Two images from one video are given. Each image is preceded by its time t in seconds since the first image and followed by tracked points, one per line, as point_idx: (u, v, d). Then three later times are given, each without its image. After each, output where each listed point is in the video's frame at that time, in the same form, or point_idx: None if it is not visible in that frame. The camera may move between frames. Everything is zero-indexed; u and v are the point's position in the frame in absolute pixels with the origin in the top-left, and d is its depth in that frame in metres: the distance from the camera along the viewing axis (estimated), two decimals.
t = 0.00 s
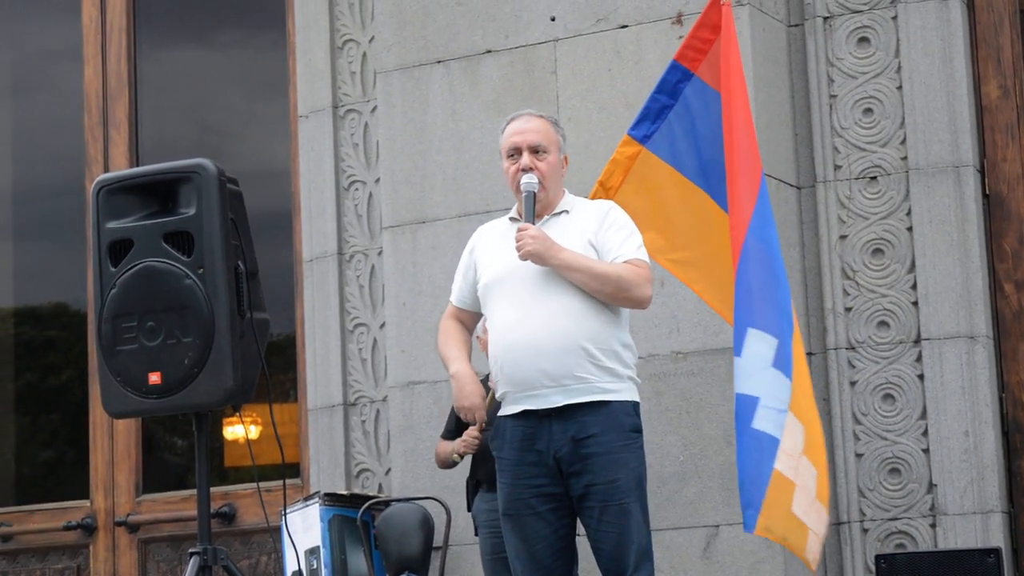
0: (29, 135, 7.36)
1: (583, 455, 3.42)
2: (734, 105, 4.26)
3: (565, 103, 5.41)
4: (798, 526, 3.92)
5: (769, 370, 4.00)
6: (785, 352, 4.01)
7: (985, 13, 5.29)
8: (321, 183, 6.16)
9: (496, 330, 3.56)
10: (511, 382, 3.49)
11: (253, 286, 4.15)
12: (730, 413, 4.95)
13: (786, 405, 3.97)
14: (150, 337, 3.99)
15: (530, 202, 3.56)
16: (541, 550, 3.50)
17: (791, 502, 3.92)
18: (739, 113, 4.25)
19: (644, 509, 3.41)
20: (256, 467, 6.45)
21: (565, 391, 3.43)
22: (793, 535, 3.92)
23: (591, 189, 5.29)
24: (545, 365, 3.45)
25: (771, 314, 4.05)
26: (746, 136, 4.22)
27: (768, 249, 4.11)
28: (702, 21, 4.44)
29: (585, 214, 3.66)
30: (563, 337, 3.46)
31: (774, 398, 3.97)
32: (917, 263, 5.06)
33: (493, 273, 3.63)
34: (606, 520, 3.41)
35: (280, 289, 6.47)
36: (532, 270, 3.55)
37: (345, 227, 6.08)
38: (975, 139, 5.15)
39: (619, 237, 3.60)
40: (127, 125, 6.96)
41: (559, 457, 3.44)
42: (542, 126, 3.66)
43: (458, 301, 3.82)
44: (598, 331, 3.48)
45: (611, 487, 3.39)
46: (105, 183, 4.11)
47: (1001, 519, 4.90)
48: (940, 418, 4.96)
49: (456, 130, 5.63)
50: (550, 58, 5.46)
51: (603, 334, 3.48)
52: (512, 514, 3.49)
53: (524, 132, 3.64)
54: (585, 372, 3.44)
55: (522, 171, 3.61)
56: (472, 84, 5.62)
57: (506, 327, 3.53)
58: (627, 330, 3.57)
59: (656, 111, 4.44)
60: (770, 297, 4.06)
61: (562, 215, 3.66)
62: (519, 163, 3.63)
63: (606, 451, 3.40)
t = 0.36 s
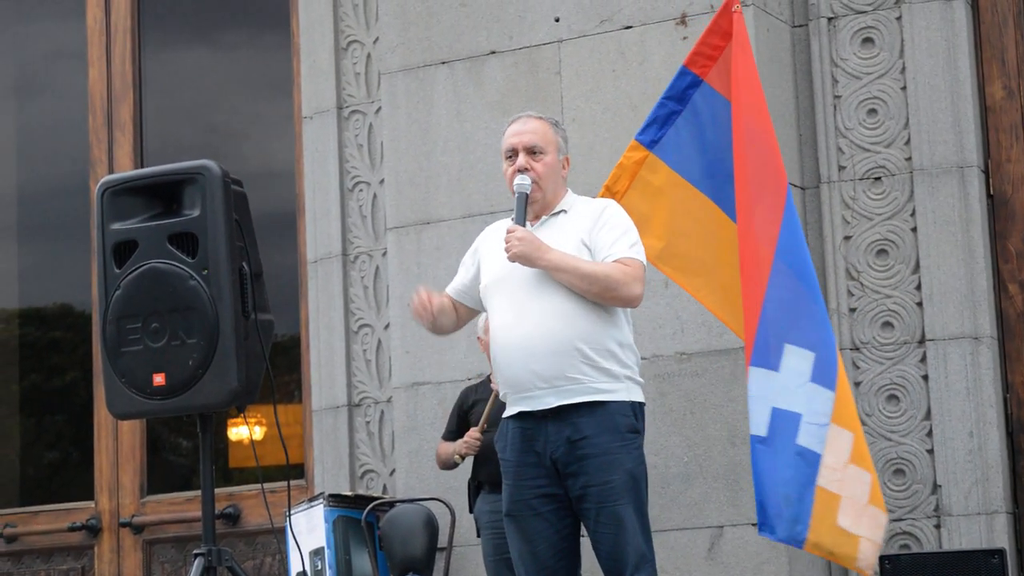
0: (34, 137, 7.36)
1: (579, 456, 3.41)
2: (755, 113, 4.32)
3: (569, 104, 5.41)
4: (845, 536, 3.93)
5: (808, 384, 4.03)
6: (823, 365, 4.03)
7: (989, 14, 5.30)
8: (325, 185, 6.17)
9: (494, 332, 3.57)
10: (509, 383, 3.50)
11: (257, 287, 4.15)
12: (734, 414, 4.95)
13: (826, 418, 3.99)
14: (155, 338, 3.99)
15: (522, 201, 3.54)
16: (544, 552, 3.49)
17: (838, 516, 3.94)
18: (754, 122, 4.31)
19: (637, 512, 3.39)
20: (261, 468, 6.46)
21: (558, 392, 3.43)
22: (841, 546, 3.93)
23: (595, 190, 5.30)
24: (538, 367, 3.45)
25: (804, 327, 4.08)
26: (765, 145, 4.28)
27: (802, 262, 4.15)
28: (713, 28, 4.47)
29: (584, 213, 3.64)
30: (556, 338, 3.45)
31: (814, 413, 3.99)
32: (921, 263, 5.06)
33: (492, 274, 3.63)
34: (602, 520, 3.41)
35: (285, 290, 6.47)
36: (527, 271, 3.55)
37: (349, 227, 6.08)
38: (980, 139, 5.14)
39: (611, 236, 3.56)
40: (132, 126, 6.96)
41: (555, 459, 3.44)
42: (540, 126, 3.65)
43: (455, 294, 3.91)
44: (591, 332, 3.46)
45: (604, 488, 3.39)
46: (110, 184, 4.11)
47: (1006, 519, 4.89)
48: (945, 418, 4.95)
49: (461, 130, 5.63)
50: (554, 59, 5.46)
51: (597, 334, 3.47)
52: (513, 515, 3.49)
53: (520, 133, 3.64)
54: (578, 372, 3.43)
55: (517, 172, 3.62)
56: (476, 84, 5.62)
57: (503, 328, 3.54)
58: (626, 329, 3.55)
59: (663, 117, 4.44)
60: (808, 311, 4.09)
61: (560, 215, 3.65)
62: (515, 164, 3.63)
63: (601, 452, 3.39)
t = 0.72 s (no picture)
0: (39, 137, 7.37)
1: (588, 458, 3.41)
2: (762, 118, 4.33)
3: (573, 105, 5.41)
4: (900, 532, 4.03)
5: (846, 387, 4.08)
6: (858, 367, 4.08)
7: (993, 16, 5.29)
8: (329, 186, 6.17)
9: (499, 330, 3.55)
10: (517, 383, 3.48)
11: (261, 288, 4.15)
12: (737, 416, 4.95)
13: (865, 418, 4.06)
14: (159, 338, 3.99)
15: (534, 202, 3.52)
16: (548, 553, 3.49)
17: (891, 514, 4.04)
18: (760, 126, 4.32)
19: (649, 512, 3.40)
20: (264, 468, 6.46)
21: (570, 394, 3.42)
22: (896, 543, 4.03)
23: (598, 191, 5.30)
24: (547, 367, 3.44)
25: (816, 333, 4.13)
26: (774, 150, 4.29)
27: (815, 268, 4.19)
28: (715, 33, 4.47)
29: (591, 213, 3.63)
30: (567, 339, 3.44)
31: (855, 416, 4.05)
32: (924, 265, 5.06)
33: (496, 272, 3.61)
34: (611, 522, 3.41)
35: (288, 290, 6.48)
36: (535, 270, 3.53)
37: (353, 228, 6.09)
38: (984, 141, 5.14)
39: (623, 237, 3.56)
40: (136, 126, 6.97)
41: (563, 460, 3.44)
42: (546, 126, 3.65)
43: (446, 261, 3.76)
44: (601, 332, 3.46)
45: (615, 490, 3.39)
46: (114, 185, 4.11)
47: (1009, 522, 4.90)
48: (948, 420, 4.95)
49: (465, 131, 5.63)
50: (558, 60, 5.46)
51: (607, 335, 3.46)
52: (518, 515, 3.49)
53: (528, 132, 3.63)
54: (590, 374, 3.42)
55: (527, 171, 3.60)
56: (480, 86, 5.62)
57: (511, 326, 3.51)
58: (632, 329, 3.55)
59: (665, 121, 4.43)
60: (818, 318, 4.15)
61: (568, 215, 3.64)
62: (524, 163, 3.61)
63: (612, 454, 3.40)
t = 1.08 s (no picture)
0: (41, 141, 7.38)
1: (600, 463, 3.42)
2: (757, 118, 4.34)
3: (575, 108, 5.41)
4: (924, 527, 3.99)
5: (862, 385, 4.09)
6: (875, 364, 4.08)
7: (995, 18, 5.28)
8: (331, 189, 6.17)
9: (514, 335, 3.52)
10: (531, 390, 3.47)
11: (263, 292, 4.15)
12: (739, 419, 4.95)
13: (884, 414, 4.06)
14: (161, 343, 3.99)
15: (555, 208, 3.51)
16: (553, 556, 3.50)
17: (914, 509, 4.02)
18: (755, 125, 4.33)
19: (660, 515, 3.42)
20: (266, 472, 6.46)
21: (585, 401, 3.42)
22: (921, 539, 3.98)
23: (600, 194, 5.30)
24: (565, 374, 3.43)
25: (825, 332, 4.15)
26: (771, 149, 4.30)
27: (816, 266, 4.21)
28: (706, 33, 4.49)
29: (605, 220, 3.64)
30: (583, 347, 3.44)
31: (873, 412, 4.05)
32: (927, 267, 5.05)
33: (511, 275, 3.59)
34: (621, 526, 3.42)
35: (291, 294, 6.48)
36: (553, 274, 3.52)
37: (355, 232, 6.09)
38: (985, 143, 5.14)
39: (641, 246, 3.58)
40: (138, 130, 6.98)
41: (574, 465, 3.45)
42: (563, 131, 3.65)
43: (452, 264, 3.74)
44: (618, 340, 3.47)
45: (630, 494, 3.40)
46: (116, 189, 4.12)
47: (1012, 524, 4.90)
48: (951, 423, 4.95)
49: (466, 135, 5.63)
50: (560, 63, 5.46)
51: (623, 343, 3.47)
52: (524, 519, 3.48)
53: (548, 136, 3.61)
54: (605, 382, 3.42)
55: (547, 176, 3.59)
56: (482, 89, 5.63)
57: (524, 332, 3.50)
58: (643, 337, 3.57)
59: (658, 122, 4.45)
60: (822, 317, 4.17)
61: (581, 220, 3.63)
62: (544, 167, 3.59)
63: (624, 458, 3.41)
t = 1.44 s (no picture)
0: (40, 146, 7.38)
1: (609, 465, 3.45)
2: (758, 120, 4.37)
3: (574, 111, 5.41)
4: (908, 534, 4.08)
5: (851, 390, 4.14)
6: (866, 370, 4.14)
7: (994, 20, 5.29)
8: (330, 193, 6.17)
9: (526, 337, 3.55)
10: (542, 391, 3.49)
11: (262, 296, 4.15)
12: (740, 422, 4.95)
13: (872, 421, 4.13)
14: (161, 347, 3.99)
15: (573, 209, 3.51)
16: (558, 560, 3.51)
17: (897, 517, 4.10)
18: (758, 128, 4.36)
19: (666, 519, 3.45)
20: (266, 476, 6.45)
21: (598, 403, 3.46)
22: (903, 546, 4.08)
23: (599, 196, 5.30)
24: (580, 376, 3.46)
25: (820, 334, 4.18)
26: (771, 151, 4.33)
27: (812, 268, 4.24)
28: (713, 34, 4.52)
29: (613, 224, 3.67)
30: (598, 350, 3.48)
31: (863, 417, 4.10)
32: (926, 270, 5.06)
33: (522, 277, 3.61)
34: (625, 528, 3.45)
35: (290, 298, 6.48)
36: (568, 276, 3.56)
37: (354, 236, 6.09)
38: (985, 145, 5.14)
39: (651, 252, 3.64)
40: (136, 135, 6.97)
41: (584, 467, 3.47)
42: (574, 135, 3.69)
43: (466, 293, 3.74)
44: (631, 344, 3.51)
45: (637, 496, 3.43)
46: (115, 194, 4.13)
47: (1012, 526, 4.89)
48: (950, 425, 4.95)
49: (466, 138, 5.63)
50: (559, 67, 5.46)
51: (635, 347, 3.52)
52: (531, 522, 3.49)
53: (561, 138, 3.65)
54: (617, 385, 3.47)
55: (562, 178, 3.61)
56: (481, 93, 5.63)
57: (538, 334, 3.53)
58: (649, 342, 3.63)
59: (664, 123, 4.49)
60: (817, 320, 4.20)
61: (589, 223, 3.66)
62: (559, 170, 3.62)
63: (632, 461, 3.44)
